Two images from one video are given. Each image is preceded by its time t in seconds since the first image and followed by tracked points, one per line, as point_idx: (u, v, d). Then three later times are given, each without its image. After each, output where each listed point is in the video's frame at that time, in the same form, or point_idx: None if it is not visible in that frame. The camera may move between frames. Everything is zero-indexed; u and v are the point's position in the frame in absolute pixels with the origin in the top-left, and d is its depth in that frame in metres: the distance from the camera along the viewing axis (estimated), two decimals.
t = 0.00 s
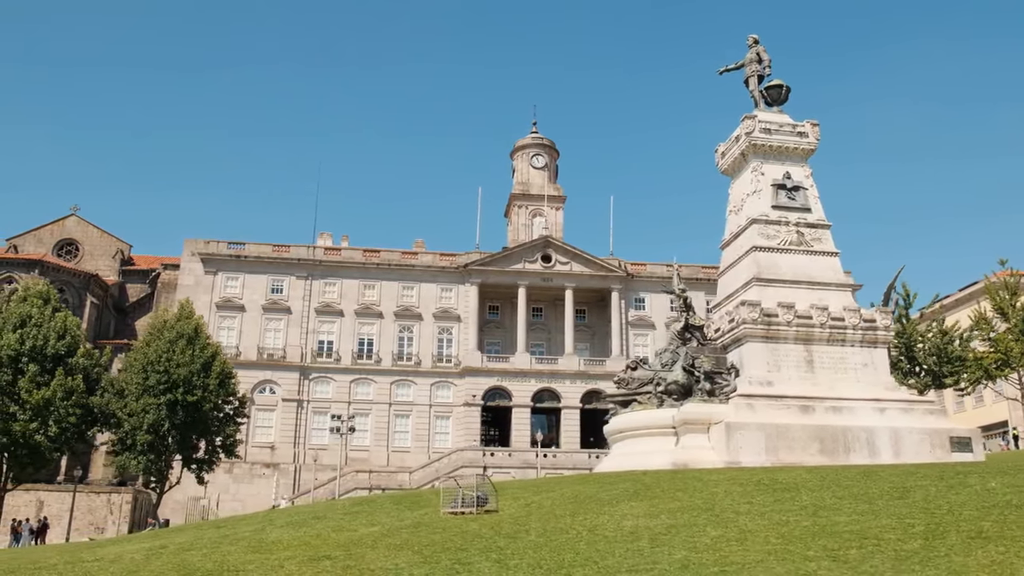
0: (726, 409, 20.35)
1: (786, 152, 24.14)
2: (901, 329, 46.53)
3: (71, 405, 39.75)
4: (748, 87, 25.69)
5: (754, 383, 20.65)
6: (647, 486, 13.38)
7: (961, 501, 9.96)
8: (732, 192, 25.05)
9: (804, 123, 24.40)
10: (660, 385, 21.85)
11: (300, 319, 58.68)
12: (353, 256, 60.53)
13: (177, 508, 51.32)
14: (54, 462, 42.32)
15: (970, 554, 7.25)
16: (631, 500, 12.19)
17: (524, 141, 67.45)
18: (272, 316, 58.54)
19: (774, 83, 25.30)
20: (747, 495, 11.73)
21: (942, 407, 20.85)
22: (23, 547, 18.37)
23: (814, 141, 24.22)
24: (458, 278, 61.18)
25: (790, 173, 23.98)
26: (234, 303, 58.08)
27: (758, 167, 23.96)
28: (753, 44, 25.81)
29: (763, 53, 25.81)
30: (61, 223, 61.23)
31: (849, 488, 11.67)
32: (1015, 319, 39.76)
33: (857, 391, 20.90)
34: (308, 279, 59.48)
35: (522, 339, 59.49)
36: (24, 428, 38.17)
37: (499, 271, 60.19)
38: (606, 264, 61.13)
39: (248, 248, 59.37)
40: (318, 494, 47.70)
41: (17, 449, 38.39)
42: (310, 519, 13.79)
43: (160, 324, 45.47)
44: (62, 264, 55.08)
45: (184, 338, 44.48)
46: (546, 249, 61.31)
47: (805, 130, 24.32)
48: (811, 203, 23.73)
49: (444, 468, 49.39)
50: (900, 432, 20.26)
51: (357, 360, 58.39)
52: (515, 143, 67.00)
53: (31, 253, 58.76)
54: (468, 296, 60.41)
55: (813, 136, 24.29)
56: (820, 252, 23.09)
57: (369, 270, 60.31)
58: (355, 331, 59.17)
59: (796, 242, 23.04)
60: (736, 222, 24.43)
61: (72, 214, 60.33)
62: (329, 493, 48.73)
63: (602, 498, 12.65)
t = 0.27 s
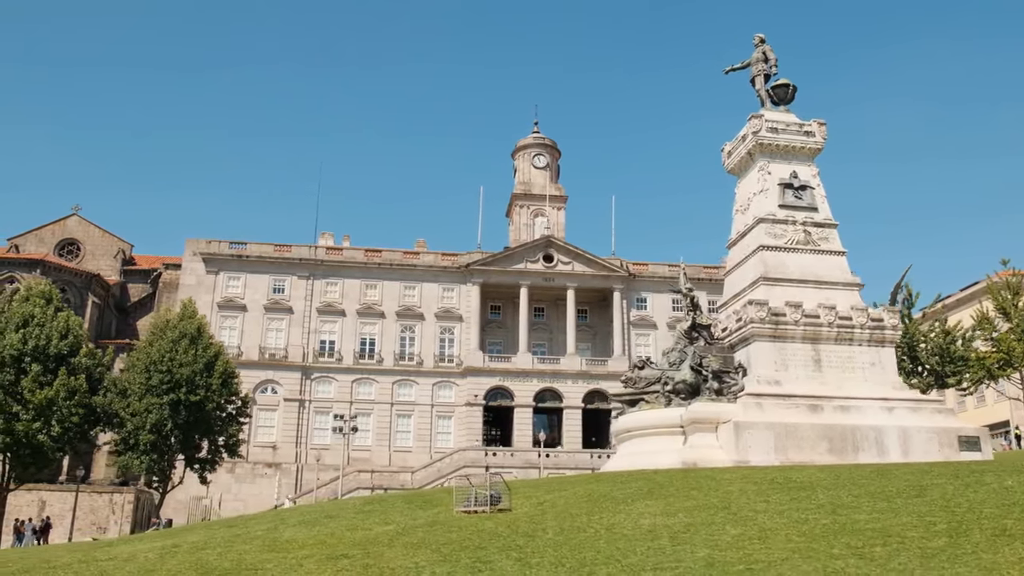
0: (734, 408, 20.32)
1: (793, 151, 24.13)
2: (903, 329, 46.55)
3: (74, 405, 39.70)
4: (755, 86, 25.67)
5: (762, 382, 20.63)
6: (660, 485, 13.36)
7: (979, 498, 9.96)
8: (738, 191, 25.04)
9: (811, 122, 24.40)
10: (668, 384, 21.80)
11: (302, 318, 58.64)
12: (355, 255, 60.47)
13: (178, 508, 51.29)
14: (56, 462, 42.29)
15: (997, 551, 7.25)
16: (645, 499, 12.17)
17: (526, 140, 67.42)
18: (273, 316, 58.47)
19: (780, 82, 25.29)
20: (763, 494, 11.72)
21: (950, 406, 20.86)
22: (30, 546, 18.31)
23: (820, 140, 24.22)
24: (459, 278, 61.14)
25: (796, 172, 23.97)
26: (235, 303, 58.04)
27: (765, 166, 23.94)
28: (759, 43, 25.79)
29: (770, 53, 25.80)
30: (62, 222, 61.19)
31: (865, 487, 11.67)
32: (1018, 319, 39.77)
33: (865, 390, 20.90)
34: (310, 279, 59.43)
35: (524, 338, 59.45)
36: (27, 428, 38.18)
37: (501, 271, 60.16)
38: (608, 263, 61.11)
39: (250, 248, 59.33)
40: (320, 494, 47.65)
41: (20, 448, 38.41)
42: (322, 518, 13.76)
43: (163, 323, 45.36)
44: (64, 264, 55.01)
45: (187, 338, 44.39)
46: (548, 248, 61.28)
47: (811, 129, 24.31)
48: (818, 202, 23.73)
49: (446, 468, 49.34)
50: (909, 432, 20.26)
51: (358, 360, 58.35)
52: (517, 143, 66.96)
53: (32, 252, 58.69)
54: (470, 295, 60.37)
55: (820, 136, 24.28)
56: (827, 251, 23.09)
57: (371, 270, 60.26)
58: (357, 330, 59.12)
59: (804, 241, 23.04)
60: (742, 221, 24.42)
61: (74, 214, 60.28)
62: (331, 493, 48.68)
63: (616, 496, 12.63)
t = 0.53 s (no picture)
0: (741, 407, 20.29)
1: (799, 151, 24.11)
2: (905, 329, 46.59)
3: (76, 405, 39.68)
4: (760, 85, 25.64)
5: (768, 381, 20.59)
6: (672, 484, 13.33)
7: (996, 497, 9.93)
8: (744, 190, 25.01)
9: (817, 121, 24.37)
10: (675, 383, 21.81)
11: (303, 318, 58.59)
12: (356, 255, 60.40)
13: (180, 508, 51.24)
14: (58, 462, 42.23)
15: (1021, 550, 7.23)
16: (658, 498, 12.14)
17: (527, 140, 67.36)
18: (275, 316, 58.41)
19: (786, 82, 25.26)
20: (777, 493, 11.68)
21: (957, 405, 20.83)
22: (37, 546, 18.28)
23: (826, 139, 24.19)
24: (461, 277, 61.09)
25: (802, 171, 23.94)
26: (237, 303, 58.01)
27: (771, 166, 23.91)
28: (764, 42, 25.76)
29: (775, 52, 25.77)
30: (64, 222, 61.15)
31: (878, 486, 11.64)
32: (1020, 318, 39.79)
33: (872, 390, 20.86)
34: (311, 278, 59.37)
35: (525, 338, 59.39)
36: (29, 428, 38.24)
37: (503, 271, 60.11)
38: (610, 263, 61.06)
39: (252, 247, 59.29)
40: (321, 494, 47.58)
41: (21, 448, 38.46)
42: (333, 518, 13.72)
43: (166, 323, 45.21)
44: (65, 264, 54.95)
45: (189, 337, 44.24)
46: (549, 248, 61.21)
47: (817, 128, 24.28)
48: (824, 201, 23.70)
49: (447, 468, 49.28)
50: (916, 431, 20.23)
51: (360, 360, 58.28)
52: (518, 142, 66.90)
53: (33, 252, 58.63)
54: (471, 295, 60.32)
55: (826, 135, 24.25)
56: (834, 250, 23.07)
57: (372, 270, 60.21)
58: (359, 330, 59.07)
59: (810, 241, 23.02)
60: (748, 221, 24.39)
61: (75, 214, 60.22)
62: (332, 493, 48.61)
63: (628, 496, 12.59)
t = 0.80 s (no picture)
0: (748, 406, 20.28)
1: (804, 150, 24.11)
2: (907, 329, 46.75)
3: (79, 404, 39.63)
4: (766, 85, 25.64)
5: (775, 380, 20.58)
6: (683, 484, 13.31)
7: (1012, 496, 9.92)
8: (749, 189, 25.01)
9: (822, 121, 24.38)
10: (681, 383, 21.78)
11: (305, 318, 58.53)
12: (358, 255, 60.35)
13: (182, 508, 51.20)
14: (60, 462, 42.19)
15: None
16: (670, 497, 12.12)
17: (529, 140, 67.32)
18: (276, 315, 58.36)
19: (792, 81, 25.25)
20: (790, 492, 11.67)
21: (964, 405, 20.81)
22: (44, 546, 18.23)
23: (832, 139, 24.19)
24: (462, 277, 61.05)
25: (808, 171, 23.94)
26: (239, 302, 57.96)
27: (777, 165, 23.91)
28: (770, 42, 25.76)
29: (780, 51, 25.76)
30: (65, 222, 61.09)
31: (890, 485, 11.63)
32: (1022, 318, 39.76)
33: (879, 389, 20.84)
34: (313, 278, 59.32)
35: (527, 338, 59.33)
36: (32, 427, 38.25)
37: (504, 270, 60.07)
38: (611, 263, 61.04)
39: (253, 247, 59.26)
40: (324, 494, 47.55)
41: (24, 448, 38.41)
42: (343, 517, 13.70)
43: (168, 323, 45.10)
44: (66, 264, 54.88)
45: (192, 337, 44.15)
46: (551, 248, 61.16)
47: (824, 128, 24.28)
48: (830, 201, 23.69)
49: (450, 468, 49.23)
50: (923, 430, 20.21)
51: (361, 360, 58.22)
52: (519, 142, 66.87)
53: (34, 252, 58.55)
54: (473, 295, 60.29)
55: (832, 134, 24.25)
56: (840, 250, 23.06)
57: (374, 269, 60.15)
58: (360, 330, 59.01)
59: (816, 240, 23.00)
60: (754, 220, 24.38)
61: (76, 214, 60.12)
62: (335, 492, 48.56)
63: (640, 495, 12.57)
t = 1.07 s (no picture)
0: (757, 406, 20.26)
1: (811, 149, 24.10)
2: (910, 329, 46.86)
3: (82, 404, 39.58)
4: (772, 84, 25.63)
5: (784, 379, 20.57)
6: (696, 482, 13.30)
7: None
8: (756, 189, 25.00)
9: (830, 120, 24.36)
10: (689, 382, 21.78)
11: (307, 318, 58.47)
12: (360, 254, 60.30)
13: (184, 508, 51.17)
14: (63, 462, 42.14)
15: None
16: (686, 496, 12.11)
17: (530, 139, 67.31)
18: (278, 315, 58.31)
19: (798, 80, 25.25)
20: (806, 490, 11.66)
21: (972, 404, 20.82)
22: (52, 545, 18.18)
23: (839, 138, 24.19)
24: (464, 277, 61.01)
25: (815, 170, 23.93)
26: (240, 302, 57.89)
27: (784, 164, 23.91)
28: (776, 41, 25.75)
29: (787, 50, 25.76)
30: (66, 221, 61.03)
31: (906, 483, 11.63)
32: None
33: (887, 388, 20.84)
34: (315, 277, 59.27)
35: (529, 338, 59.31)
36: (35, 427, 38.21)
37: (506, 270, 60.05)
38: (613, 262, 61.03)
39: (255, 246, 59.21)
40: (326, 494, 47.51)
41: (27, 447, 38.35)
42: (356, 516, 13.68)
43: (171, 322, 45.02)
44: (68, 263, 54.81)
45: (194, 336, 44.10)
46: (553, 247, 61.14)
47: (830, 127, 24.27)
48: (837, 200, 23.69)
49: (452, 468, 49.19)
50: (932, 429, 20.21)
51: (363, 359, 58.18)
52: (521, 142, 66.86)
53: (36, 251, 58.51)
54: (475, 294, 60.27)
55: (838, 133, 24.25)
56: (847, 249, 23.06)
57: (376, 269, 60.10)
58: (362, 330, 58.95)
59: (823, 239, 23.00)
60: (761, 219, 24.37)
61: (77, 213, 60.07)
62: (337, 492, 48.51)
63: (655, 493, 12.56)
